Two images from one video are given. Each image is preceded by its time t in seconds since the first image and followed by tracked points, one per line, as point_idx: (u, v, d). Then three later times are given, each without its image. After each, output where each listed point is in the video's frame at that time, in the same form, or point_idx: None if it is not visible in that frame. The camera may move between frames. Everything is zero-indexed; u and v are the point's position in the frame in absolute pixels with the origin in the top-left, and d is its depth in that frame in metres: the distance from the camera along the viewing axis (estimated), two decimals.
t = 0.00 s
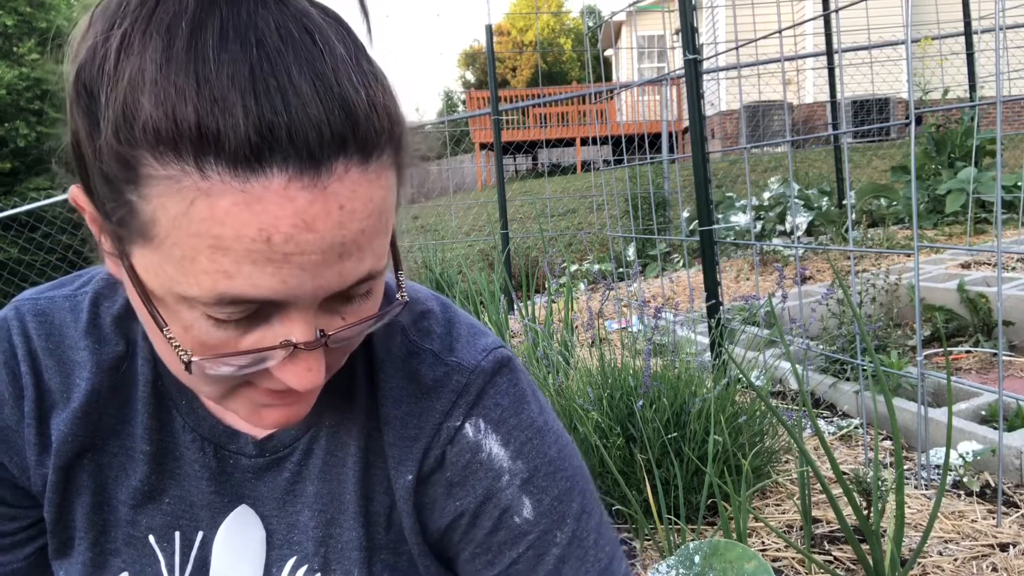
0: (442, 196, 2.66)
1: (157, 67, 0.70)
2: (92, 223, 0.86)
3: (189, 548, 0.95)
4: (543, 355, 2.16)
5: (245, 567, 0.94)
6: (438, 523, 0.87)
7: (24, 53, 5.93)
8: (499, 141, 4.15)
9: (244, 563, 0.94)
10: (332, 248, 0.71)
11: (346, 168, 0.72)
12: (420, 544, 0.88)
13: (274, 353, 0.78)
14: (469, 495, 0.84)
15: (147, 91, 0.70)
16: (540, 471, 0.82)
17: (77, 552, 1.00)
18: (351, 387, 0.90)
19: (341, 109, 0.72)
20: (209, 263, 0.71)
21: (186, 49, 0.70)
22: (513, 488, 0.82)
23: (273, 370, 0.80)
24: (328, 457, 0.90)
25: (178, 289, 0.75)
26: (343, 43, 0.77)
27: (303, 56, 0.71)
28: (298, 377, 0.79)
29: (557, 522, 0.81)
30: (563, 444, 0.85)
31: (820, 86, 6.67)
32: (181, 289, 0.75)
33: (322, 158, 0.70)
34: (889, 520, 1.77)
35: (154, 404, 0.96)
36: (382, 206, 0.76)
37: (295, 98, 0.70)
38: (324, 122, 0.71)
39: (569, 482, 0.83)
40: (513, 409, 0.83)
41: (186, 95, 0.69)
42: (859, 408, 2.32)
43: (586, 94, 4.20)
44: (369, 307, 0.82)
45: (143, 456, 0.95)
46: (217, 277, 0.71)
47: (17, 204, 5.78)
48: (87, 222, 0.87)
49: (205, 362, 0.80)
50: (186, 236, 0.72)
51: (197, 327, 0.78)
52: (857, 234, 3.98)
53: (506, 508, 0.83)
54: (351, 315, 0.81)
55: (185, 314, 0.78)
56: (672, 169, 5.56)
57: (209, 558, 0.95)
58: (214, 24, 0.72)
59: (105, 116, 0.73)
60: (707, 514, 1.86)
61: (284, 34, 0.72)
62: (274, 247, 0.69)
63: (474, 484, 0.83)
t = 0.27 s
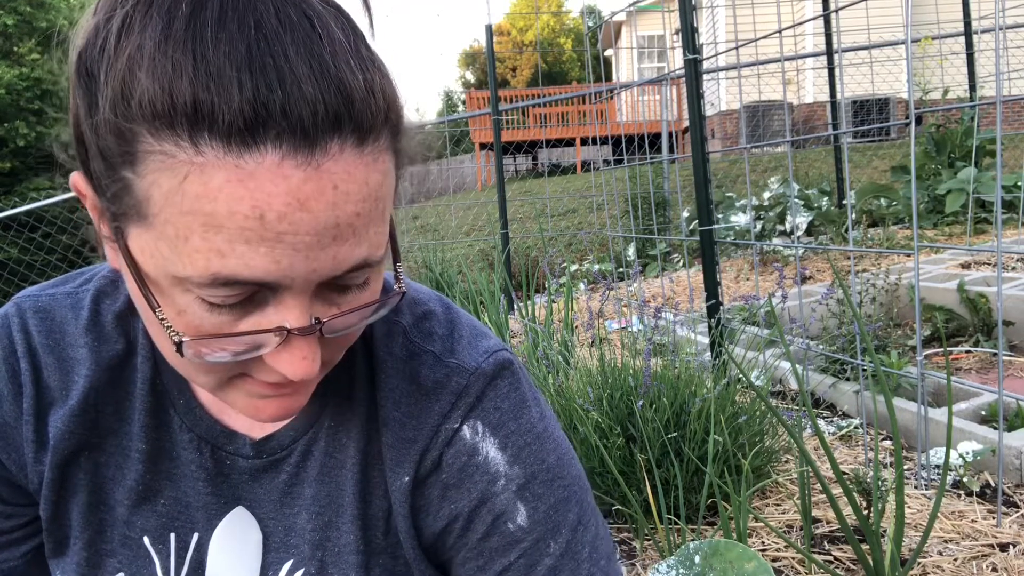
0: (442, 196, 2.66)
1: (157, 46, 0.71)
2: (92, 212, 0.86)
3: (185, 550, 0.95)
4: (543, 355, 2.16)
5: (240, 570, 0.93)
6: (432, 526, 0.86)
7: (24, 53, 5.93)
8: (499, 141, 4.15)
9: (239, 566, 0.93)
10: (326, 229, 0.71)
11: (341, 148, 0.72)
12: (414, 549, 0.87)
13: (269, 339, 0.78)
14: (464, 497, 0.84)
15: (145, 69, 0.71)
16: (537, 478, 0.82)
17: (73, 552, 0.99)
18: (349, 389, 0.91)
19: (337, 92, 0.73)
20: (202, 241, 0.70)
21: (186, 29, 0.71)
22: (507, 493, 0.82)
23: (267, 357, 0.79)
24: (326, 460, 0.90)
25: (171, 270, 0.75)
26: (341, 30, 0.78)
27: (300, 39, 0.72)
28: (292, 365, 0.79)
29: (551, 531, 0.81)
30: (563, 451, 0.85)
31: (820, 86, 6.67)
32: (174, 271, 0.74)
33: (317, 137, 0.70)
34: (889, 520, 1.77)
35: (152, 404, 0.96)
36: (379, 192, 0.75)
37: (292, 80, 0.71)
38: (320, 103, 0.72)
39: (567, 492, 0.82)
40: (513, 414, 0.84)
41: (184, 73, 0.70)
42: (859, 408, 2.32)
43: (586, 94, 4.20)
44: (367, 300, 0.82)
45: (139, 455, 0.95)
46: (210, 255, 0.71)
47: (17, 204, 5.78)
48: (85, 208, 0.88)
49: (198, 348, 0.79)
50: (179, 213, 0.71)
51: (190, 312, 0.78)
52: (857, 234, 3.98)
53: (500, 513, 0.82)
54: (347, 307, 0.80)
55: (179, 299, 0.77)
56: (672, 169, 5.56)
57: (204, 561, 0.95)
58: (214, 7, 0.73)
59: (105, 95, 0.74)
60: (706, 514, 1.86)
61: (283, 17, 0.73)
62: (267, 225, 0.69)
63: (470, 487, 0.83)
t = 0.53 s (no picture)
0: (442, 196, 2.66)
1: (153, 37, 0.72)
2: (88, 208, 0.87)
3: (183, 552, 0.95)
4: (543, 355, 2.16)
5: (240, 571, 0.93)
6: (437, 527, 0.86)
7: (24, 53, 5.93)
8: (499, 141, 4.15)
9: (239, 567, 0.93)
10: (321, 219, 0.71)
11: (336, 138, 0.72)
12: (419, 548, 0.87)
13: (263, 332, 0.77)
14: (470, 498, 0.83)
15: (142, 59, 0.71)
16: (543, 476, 0.82)
17: (70, 555, 0.99)
18: (349, 390, 0.91)
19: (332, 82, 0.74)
20: (197, 230, 0.70)
21: (182, 20, 0.72)
22: (514, 492, 0.82)
23: (262, 351, 0.78)
24: (327, 460, 0.90)
25: (166, 262, 0.74)
26: (337, 21, 0.79)
27: (295, 29, 0.73)
28: (287, 359, 0.78)
29: (558, 528, 0.81)
30: (566, 449, 0.85)
31: (820, 86, 6.67)
32: (169, 262, 0.74)
33: (311, 126, 0.71)
34: (889, 520, 1.77)
35: (150, 405, 0.96)
36: (374, 182, 0.75)
37: (287, 70, 0.71)
38: (314, 93, 0.72)
39: (571, 488, 0.82)
40: (517, 412, 0.84)
41: (180, 63, 0.70)
42: (859, 408, 2.32)
43: (586, 94, 4.20)
44: (363, 294, 0.82)
45: (136, 457, 0.95)
46: (205, 245, 0.71)
47: (17, 204, 5.77)
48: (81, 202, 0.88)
49: (193, 343, 0.79)
50: (174, 202, 0.71)
51: (185, 304, 0.77)
52: (857, 234, 3.98)
53: (507, 513, 0.82)
54: (343, 302, 0.80)
55: (174, 292, 0.77)
56: (672, 169, 5.57)
57: (203, 563, 0.94)
58: None
59: (103, 86, 0.75)
60: (707, 514, 1.86)
61: (277, 7, 0.74)
62: (261, 214, 0.69)
63: (476, 488, 0.83)
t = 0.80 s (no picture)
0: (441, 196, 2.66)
1: (156, 24, 0.72)
2: (89, 204, 0.86)
3: (183, 549, 0.94)
4: (543, 355, 2.16)
5: (241, 567, 0.93)
6: (442, 520, 0.86)
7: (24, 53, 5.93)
8: (499, 141, 4.15)
9: (240, 562, 0.93)
10: (326, 201, 0.71)
11: (339, 120, 0.72)
12: (424, 540, 0.87)
13: (270, 318, 0.77)
14: (475, 493, 0.83)
15: (145, 46, 0.72)
16: (545, 466, 0.82)
17: (71, 553, 0.99)
18: (348, 386, 0.91)
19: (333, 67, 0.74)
20: (204, 214, 0.70)
21: (184, 8, 0.72)
22: (518, 484, 0.82)
23: (268, 338, 0.78)
24: (327, 455, 0.90)
25: (172, 248, 0.74)
26: (336, 9, 0.79)
27: (296, 16, 0.73)
28: (293, 344, 0.78)
29: (562, 515, 0.81)
30: (568, 437, 0.84)
31: (820, 87, 6.67)
32: (175, 248, 0.74)
33: (315, 109, 0.71)
34: (889, 520, 1.77)
35: (149, 403, 0.96)
36: (376, 166, 0.75)
37: (289, 55, 0.72)
38: (317, 76, 0.72)
39: (575, 475, 0.82)
40: (515, 404, 0.84)
41: (184, 48, 0.70)
42: (859, 408, 2.32)
43: (587, 94, 4.20)
44: (367, 283, 0.82)
45: (136, 455, 0.95)
46: (212, 230, 0.71)
47: (17, 204, 5.77)
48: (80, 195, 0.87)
49: (198, 332, 0.79)
50: (181, 186, 0.71)
51: (190, 292, 0.77)
52: (857, 234, 3.98)
53: (512, 505, 0.82)
54: (348, 290, 0.80)
55: (180, 281, 0.77)
56: (672, 170, 5.57)
57: (204, 560, 0.94)
58: None
59: (104, 75, 0.75)
60: (707, 514, 1.86)
61: None
62: (268, 196, 0.69)
63: (480, 482, 0.83)
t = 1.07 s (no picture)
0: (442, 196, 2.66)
1: (159, 17, 0.72)
2: (91, 202, 0.86)
3: (184, 548, 0.94)
4: (543, 355, 2.16)
5: (242, 566, 0.93)
6: (443, 519, 0.86)
7: (24, 53, 5.93)
8: (499, 141, 4.15)
9: (241, 561, 0.93)
10: (330, 192, 0.71)
11: (342, 112, 0.72)
12: (425, 539, 0.87)
13: (274, 310, 0.77)
14: (477, 492, 0.84)
15: (149, 39, 0.72)
16: (547, 466, 0.82)
17: (72, 553, 0.99)
18: (347, 385, 0.91)
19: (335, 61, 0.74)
20: (208, 207, 0.70)
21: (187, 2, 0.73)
22: (520, 484, 0.82)
23: (271, 331, 0.78)
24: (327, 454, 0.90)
25: (176, 241, 0.74)
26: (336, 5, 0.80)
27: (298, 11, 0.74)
28: (296, 337, 0.77)
29: (562, 515, 0.81)
30: (569, 437, 0.84)
31: (820, 87, 6.68)
32: (179, 241, 0.74)
33: (318, 101, 0.71)
34: (889, 520, 1.77)
35: (150, 403, 0.96)
36: (378, 159, 0.75)
37: (292, 48, 0.72)
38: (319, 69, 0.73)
39: (575, 475, 0.82)
40: (517, 404, 0.84)
41: (188, 41, 0.71)
42: (859, 408, 2.32)
43: (587, 94, 4.20)
44: (369, 277, 0.82)
45: (137, 455, 0.95)
46: (216, 222, 0.70)
47: (17, 204, 5.77)
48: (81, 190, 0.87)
49: (202, 325, 0.78)
50: (185, 178, 0.71)
51: (194, 285, 0.77)
52: (857, 234, 3.98)
53: (513, 504, 0.82)
54: (351, 284, 0.80)
55: (184, 275, 0.76)
56: (672, 169, 5.57)
57: (205, 559, 0.94)
58: None
59: (108, 70, 0.75)
60: (707, 514, 1.86)
61: None
62: (272, 187, 0.69)
63: (482, 481, 0.83)
